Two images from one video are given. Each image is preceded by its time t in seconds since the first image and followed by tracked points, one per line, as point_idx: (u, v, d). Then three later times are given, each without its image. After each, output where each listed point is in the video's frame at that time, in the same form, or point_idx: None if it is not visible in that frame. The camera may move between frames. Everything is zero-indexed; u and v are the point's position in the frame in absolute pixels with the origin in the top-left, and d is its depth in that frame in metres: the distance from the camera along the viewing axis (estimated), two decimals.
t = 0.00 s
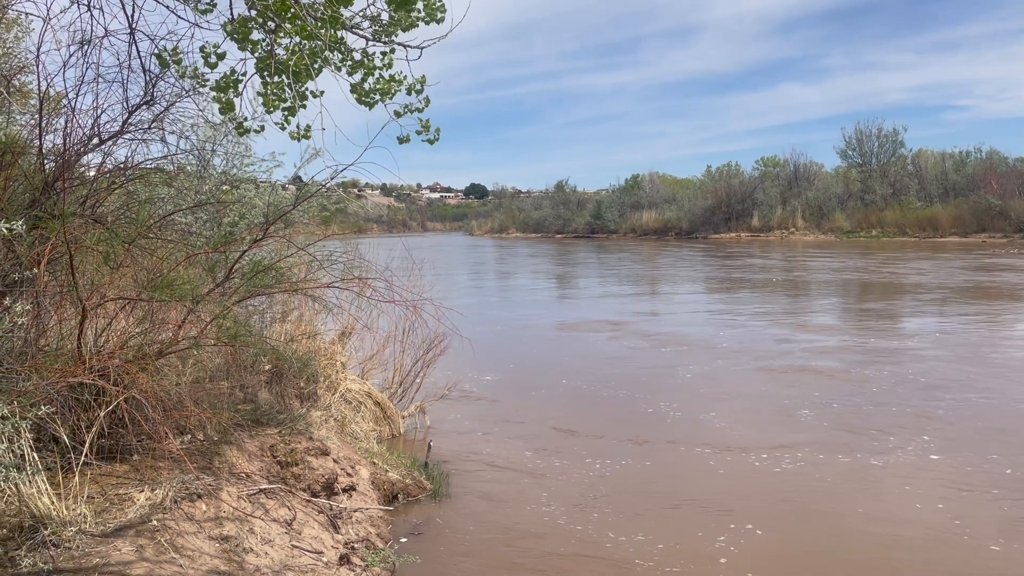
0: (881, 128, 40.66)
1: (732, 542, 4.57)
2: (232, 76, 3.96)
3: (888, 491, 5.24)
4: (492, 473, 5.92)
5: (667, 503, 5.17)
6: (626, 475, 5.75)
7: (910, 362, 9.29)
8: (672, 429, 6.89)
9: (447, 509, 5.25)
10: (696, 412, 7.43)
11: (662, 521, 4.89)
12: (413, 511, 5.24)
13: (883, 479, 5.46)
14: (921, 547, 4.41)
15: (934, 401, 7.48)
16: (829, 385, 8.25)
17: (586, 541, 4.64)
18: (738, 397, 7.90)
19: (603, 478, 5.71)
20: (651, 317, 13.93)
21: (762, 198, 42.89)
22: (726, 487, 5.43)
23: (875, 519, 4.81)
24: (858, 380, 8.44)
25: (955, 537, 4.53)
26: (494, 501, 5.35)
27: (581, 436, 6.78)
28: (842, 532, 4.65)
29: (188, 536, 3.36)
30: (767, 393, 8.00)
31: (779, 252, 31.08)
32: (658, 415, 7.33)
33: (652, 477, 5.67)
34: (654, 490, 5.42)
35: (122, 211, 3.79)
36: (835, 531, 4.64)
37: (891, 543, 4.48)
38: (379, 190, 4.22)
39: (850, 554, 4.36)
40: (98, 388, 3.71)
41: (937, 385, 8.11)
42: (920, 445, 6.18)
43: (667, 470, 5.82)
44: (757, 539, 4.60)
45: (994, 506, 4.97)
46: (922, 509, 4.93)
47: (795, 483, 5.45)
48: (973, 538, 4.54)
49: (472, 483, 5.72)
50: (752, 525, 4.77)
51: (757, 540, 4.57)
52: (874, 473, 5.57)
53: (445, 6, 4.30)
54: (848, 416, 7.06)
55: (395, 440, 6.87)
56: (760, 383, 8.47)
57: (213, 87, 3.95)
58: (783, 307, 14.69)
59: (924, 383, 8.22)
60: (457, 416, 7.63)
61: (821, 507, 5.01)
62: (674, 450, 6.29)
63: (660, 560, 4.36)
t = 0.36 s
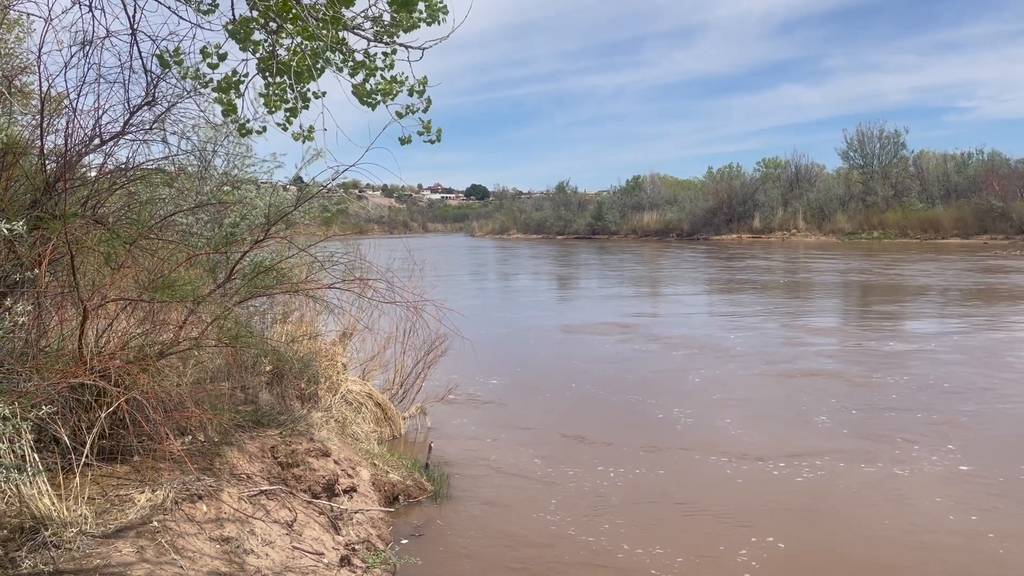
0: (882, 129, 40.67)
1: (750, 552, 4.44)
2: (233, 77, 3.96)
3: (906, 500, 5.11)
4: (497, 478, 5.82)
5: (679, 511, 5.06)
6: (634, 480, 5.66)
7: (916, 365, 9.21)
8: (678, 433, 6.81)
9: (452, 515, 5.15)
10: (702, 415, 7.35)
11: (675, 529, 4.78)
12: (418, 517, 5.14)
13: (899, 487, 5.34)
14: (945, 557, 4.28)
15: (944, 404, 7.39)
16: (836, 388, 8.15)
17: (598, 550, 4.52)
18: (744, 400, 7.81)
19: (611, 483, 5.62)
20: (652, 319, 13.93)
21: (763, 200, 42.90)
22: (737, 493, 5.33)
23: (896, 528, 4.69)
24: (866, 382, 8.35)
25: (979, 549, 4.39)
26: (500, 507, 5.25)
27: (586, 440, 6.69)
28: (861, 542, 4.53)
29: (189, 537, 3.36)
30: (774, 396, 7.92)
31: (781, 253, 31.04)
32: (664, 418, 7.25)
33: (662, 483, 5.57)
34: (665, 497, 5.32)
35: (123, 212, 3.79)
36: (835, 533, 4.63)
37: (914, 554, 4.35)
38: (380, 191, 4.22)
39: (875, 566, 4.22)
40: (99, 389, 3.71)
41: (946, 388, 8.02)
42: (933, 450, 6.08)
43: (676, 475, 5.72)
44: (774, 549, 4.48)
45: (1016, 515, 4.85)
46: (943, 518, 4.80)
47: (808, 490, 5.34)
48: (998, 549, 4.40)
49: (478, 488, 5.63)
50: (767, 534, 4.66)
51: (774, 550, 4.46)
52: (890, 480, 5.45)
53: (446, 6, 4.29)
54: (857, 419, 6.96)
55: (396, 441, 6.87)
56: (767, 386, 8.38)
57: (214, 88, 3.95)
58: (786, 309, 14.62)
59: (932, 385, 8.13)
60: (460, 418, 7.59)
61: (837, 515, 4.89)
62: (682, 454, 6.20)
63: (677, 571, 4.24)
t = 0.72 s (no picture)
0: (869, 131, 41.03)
1: (755, 561, 4.33)
2: (221, 79, 3.95)
3: (902, 503, 5.09)
4: (492, 484, 5.71)
5: (679, 518, 4.96)
6: (628, 483, 5.61)
7: (910, 367, 9.17)
8: (675, 437, 6.73)
9: (447, 523, 5.03)
10: (698, 419, 7.27)
11: (668, 531, 4.76)
12: (411, 525, 5.03)
13: (902, 493, 5.25)
14: (927, 556, 4.33)
15: (932, 404, 7.43)
16: (832, 391, 8.10)
17: (599, 560, 4.40)
18: (739, 404, 7.75)
19: (609, 489, 5.51)
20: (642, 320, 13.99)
21: (751, 201, 43.17)
22: (737, 498, 5.24)
23: (902, 535, 4.59)
24: (862, 386, 8.30)
25: (991, 558, 4.29)
26: (496, 515, 5.13)
27: (581, 445, 6.60)
28: (852, 543, 4.53)
29: (177, 542, 3.35)
30: (764, 398, 7.94)
31: (769, 255, 31.18)
32: (659, 422, 7.18)
33: (660, 489, 5.47)
34: (664, 502, 5.22)
35: (111, 214, 3.78)
36: (819, 532, 4.66)
37: (923, 563, 4.24)
38: (369, 193, 4.23)
39: None
40: (87, 393, 3.69)
41: (942, 390, 7.97)
42: (934, 453, 6.00)
43: (674, 481, 5.63)
44: (768, 550, 4.46)
45: None
46: (950, 525, 4.70)
47: (809, 495, 5.25)
48: (1008, 558, 4.31)
49: (472, 495, 5.51)
50: (771, 542, 4.55)
51: (780, 558, 4.35)
52: (892, 485, 5.37)
53: (436, 9, 4.30)
54: (855, 423, 6.89)
55: (386, 443, 6.86)
56: (762, 389, 8.32)
57: (202, 90, 3.94)
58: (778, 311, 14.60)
59: (928, 388, 8.08)
60: (452, 422, 7.51)
61: (841, 522, 4.80)
62: (679, 459, 6.11)
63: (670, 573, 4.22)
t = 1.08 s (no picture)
0: (839, 133, 41.74)
1: (741, 565, 4.31)
2: (193, 79, 3.92)
3: (869, 500, 5.19)
4: (475, 491, 5.64)
5: (663, 522, 4.93)
6: (603, 486, 5.65)
7: (887, 367, 9.27)
8: (658, 442, 6.72)
9: (432, 532, 4.92)
10: (680, 423, 7.28)
11: (642, 532, 4.79)
12: (394, 534, 4.93)
13: (889, 494, 5.25)
14: (895, 551, 4.42)
15: (900, 404, 7.59)
16: (812, 394, 8.16)
17: (585, 567, 4.35)
18: (715, 405, 7.82)
19: (595, 496, 5.45)
20: (617, 320, 14.08)
21: (724, 202, 43.67)
22: (710, 499, 5.30)
23: (891, 539, 4.57)
24: (841, 387, 8.36)
25: (984, 561, 4.26)
26: (482, 524, 5.04)
27: (565, 450, 6.56)
28: (821, 539, 4.61)
29: (150, 547, 3.31)
30: (736, 399, 8.05)
31: (742, 255, 31.53)
32: (634, 424, 7.24)
33: (647, 494, 5.43)
34: (651, 508, 5.17)
35: (80, 215, 3.73)
36: (790, 531, 4.73)
37: (916, 566, 4.22)
38: (343, 193, 4.22)
39: None
40: (56, 397, 3.64)
41: (920, 391, 8.05)
42: (916, 454, 6.04)
43: (660, 486, 5.59)
44: (740, 548, 4.52)
45: (987, 516, 4.88)
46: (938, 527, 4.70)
47: (796, 499, 5.24)
48: (999, 559, 4.31)
49: (456, 503, 5.42)
50: (750, 544, 4.58)
51: (767, 563, 4.33)
52: (861, 483, 5.48)
53: (410, 9, 4.31)
54: (836, 425, 6.93)
55: (361, 445, 6.84)
56: (742, 392, 8.36)
57: (173, 90, 3.90)
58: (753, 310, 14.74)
59: (906, 389, 8.16)
60: (432, 427, 7.44)
61: (830, 526, 4.78)
62: (663, 463, 6.09)
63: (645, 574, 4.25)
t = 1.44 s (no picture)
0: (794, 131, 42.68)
1: (706, 565, 4.41)
2: (151, 77, 3.88)
3: (825, 494, 5.37)
4: (449, 495, 5.63)
5: (630, 523, 5.01)
6: (569, 488, 5.73)
7: (845, 364, 9.53)
8: (628, 442, 6.80)
9: (408, 534, 4.91)
10: (648, 423, 7.38)
11: (610, 534, 4.86)
12: (368, 536, 4.89)
13: (852, 489, 5.41)
14: (853, 545, 4.56)
15: (854, 399, 7.84)
16: (774, 391, 8.35)
17: (555, 570, 4.40)
18: (676, 404, 7.99)
19: (570, 499, 5.50)
20: (580, 318, 14.22)
21: (683, 200, 44.31)
22: (673, 499, 5.41)
23: (849, 533, 4.72)
24: (802, 384, 8.58)
25: (951, 554, 4.41)
26: (458, 527, 5.04)
27: (537, 453, 6.60)
28: (781, 535, 4.75)
29: (111, 551, 3.27)
30: (696, 397, 8.23)
31: (701, 251, 32.06)
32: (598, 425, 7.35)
33: (621, 497, 5.49)
34: (625, 510, 5.23)
35: (34, 216, 3.66)
36: (752, 528, 4.85)
37: (879, 561, 4.36)
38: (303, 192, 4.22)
39: None
40: (12, 401, 3.57)
41: (878, 387, 8.31)
42: (875, 449, 6.24)
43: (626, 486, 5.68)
44: (704, 548, 4.63)
45: (938, 506, 5.08)
46: (905, 521, 4.86)
47: (764, 497, 5.35)
48: (956, 550, 4.47)
49: (431, 506, 5.42)
50: (714, 542, 4.68)
51: (729, 561, 4.44)
52: (816, 479, 5.66)
53: (371, 7, 4.31)
54: (799, 423, 7.10)
55: (325, 445, 6.81)
56: (703, 390, 8.55)
57: (130, 88, 3.85)
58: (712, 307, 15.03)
59: (864, 385, 8.41)
60: (400, 429, 7.42)
61: (793, 522, 4.91)
62: (629, 463, 6.20)
63: None
